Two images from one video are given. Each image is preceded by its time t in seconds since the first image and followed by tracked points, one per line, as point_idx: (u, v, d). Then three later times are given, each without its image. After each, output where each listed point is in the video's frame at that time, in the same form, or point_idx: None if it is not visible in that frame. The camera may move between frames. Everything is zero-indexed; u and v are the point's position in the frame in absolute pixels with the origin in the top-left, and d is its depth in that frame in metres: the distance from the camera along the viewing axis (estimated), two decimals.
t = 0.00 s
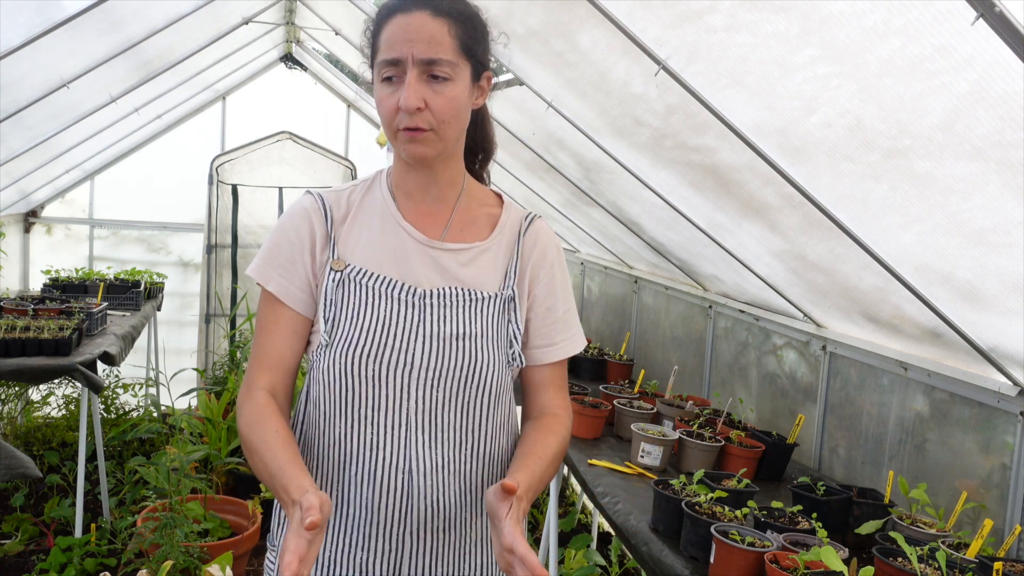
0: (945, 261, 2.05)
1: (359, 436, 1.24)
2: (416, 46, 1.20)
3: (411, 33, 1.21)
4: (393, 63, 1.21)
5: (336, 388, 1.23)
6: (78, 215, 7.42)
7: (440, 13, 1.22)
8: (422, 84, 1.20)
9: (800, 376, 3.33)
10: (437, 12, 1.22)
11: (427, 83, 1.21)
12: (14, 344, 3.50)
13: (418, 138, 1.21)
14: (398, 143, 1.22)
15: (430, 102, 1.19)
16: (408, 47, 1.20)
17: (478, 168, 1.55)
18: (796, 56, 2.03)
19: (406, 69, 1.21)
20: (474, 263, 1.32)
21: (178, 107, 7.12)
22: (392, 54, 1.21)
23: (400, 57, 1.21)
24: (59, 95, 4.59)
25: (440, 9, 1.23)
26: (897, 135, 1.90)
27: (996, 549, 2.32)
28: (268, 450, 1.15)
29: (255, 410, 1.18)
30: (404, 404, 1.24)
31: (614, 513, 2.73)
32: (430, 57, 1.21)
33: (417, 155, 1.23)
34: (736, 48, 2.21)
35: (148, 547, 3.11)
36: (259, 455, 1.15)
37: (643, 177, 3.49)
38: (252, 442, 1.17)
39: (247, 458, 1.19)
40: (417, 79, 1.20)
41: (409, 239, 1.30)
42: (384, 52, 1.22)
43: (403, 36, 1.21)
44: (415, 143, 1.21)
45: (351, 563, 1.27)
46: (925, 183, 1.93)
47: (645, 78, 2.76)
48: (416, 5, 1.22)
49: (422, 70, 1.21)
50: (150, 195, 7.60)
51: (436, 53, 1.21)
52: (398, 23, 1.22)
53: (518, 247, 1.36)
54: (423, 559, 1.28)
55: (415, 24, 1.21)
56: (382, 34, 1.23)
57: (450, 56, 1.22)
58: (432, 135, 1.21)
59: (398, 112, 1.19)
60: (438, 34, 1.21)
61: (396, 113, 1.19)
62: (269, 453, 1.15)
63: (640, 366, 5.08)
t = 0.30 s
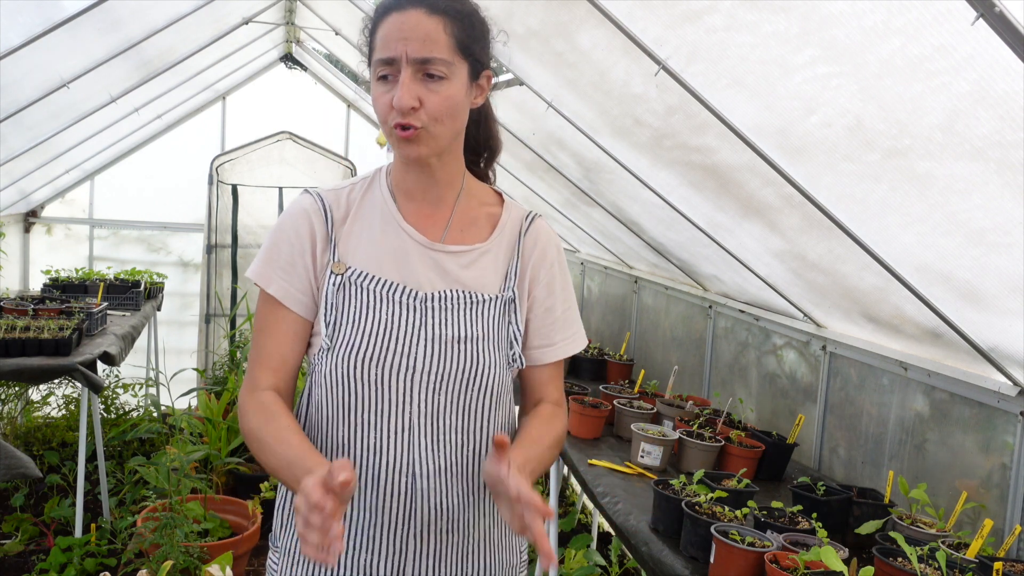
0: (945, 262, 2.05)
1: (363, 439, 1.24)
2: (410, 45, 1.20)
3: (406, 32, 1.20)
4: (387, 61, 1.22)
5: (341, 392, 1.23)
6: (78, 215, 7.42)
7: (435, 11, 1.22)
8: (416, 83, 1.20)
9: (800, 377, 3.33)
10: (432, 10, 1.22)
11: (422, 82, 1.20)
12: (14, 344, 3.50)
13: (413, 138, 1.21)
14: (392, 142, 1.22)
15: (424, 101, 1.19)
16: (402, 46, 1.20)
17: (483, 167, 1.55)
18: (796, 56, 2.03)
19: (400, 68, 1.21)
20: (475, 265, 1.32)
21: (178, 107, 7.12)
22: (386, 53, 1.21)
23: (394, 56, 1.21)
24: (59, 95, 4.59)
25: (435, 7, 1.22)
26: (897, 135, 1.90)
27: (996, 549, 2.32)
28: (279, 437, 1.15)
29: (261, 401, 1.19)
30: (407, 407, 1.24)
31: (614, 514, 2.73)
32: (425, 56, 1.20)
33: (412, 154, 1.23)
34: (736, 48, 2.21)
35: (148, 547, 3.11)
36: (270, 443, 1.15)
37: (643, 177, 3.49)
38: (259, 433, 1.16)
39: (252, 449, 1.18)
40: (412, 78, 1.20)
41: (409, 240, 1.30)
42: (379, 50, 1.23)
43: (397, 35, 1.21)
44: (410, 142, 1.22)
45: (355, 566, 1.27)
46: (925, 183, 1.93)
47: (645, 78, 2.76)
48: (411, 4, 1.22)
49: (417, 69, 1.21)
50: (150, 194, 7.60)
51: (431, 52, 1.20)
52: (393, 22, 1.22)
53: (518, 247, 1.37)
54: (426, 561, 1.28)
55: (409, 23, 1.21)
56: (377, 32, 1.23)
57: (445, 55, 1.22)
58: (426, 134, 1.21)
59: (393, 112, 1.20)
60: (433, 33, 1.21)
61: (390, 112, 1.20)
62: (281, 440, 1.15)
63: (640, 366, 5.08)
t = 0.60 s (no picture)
0: (945, 262, 2.05)
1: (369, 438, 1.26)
2: (425, 57, 1.20)
3: (421, 44, 1.20)
4: (399, 71, 1.21)
5: (348, 393, 1.25)
6: (78, 215, 7.42)
7: (450, 22, 1.22)
8: (430, 96, 1.20)
9: (800, 377, 3.33)
10: (447, 22, 1.22)
11: (435, 94, 1.21)
12: (14, 344, 3.49)
13: (425, 150, 1.22)
14: (403, 152, 1.23)
15: (438, 114, 1.20)
16: (417, 58, 1.20)
17: (474, 160, 1.55)
18: (796, 56, 2.03)
19: (414, 79, 1.20)
20: (476, 264, 1.34)
21: (178, 107, 7.12)
22: (400, 63, 1.21)
23: (408, 67, 1.20)
24: (59, 95, 4.59)
25: (451, 18, 1.22)
26: (897, 135, 1.90)
27: (996, 549, 2.32)
28: (298, 424, 1.19)
29: (274, 395, 1.21)
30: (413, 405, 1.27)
31: (614, 513, 2.73)
32: (440, 69, 1.21)
33: (422, 166, 1.24)
34: (736, 48, 2.21)
35: (148, 546, 3.11)
36: (290, 432, 1.20)
37: (643, 177, 3.49)
38: (276, 425, 1.20)
39: (272, 444, 1.24)
40: (426, 91, 1.20)
41: (411, 241, 1.30)
42: (391, 60, 1.21)
43: (412, 47, 1.20)
44: (421, 154, 1.22)
45: (360, 570, 1.26)
46: (925, 183, 1.93)
47: (645, 78, 2.76)
48: (427, 14, 1.21)
49: (430, 81, 1.21)
50: (150, 195, 7.60)
51: (446, 65, 1.21)
52: (405, 31, 1.21)
53: (518, 243, 1.39)
54: (431, 562, 1.28)
55: (425, 34, 1.20)
56: (388, 40, 1.22)
57: (458, 68, 1.22)
58: (438, 147, 1.23)
59: (406, 124, 1.20)
60: (448, 45, 1.21)
61: (403, 124, 1.20)
62: (302, 426, 1.19)
63: (640, 366, 5.09)
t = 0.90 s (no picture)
0: (945, 262, 2.05)
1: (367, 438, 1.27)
2: (487, 79, 1.22)
3: (484, 64, 1.22)
4: (458, 89, 1.20)
5: (349, 394, 1.25)
6: (78, 215, 7.42)
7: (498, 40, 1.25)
8: (486, 117, 1.23)
9: (800, 377, 3.33)
10: (494, 37, 1.24)
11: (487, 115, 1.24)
12: (14, 344, 3.49)
13: (468, 168, 1.25)
14: (446, 166, 1.24)
15: (490, 136, 1.24)
16: (479, 78, 1.21)
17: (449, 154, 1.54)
18: (796, 56, 2.03)
19: (472, 98, 1.22)
20: (474, 261, 1.35)
21: (178, 107, 7.12)
22: (463, 78, 1.20)
23: (469, 86, 1.21)
24: (59, 95, 4.59)
25: (500, 36, 1.25)
26: (897, 135, 1.90)
27: (996, 549, 2.32)
28: (286, 431, 1.20)
29: (267, 398, 1.22)
30: (414, 403, 1.28)
31: (614, 514, 2.73)
32: (493, 89, 1.24)
33: (457, 181, 1.27)
34: (736, 48, 2.21)
35: (148, 547, 3.11)
36: (279, 437, 1.21)
37: (643, 177, 3.49)
38: (266, 427, 1.21)
39: (266, 445, 1.24)
40: (483, 112, 1.23)
41: (411, 239, 1.31)
42: (448, 77, 1.20)
43: (473, 66, 1.20)
44: (462, 171, 1.25)
45: (363, 569, 1.26)
46: (925, 183, 1.93)
47: (645, 78, 2.76)
48: (483, 32, 1.23)
49: (483, 101, 1.24)
50: (150, 194, 7.60)
51: (496, 88, 1.25)
52: (468, 46, 1.21)
53: (514, 241, 1.41)
54: (434, 559, 1.29)
55: (484, 53, 1.22)
56: (446, 49, 1.20)
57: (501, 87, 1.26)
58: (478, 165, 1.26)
59: (461, 144, 1.22)
60: (499, 66, 1.24)
61: (457, 141, 1.22)
62: (288, 434, 1.20)
63: (640, 366, 5.08)
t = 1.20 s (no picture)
0: (945, 262, 2.05)
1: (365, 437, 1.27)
2: (493, 85, 1.23)
3: (492, 71, 1.23)
4: (465, 94, 1.21)
5: (347, 394, 1.25)
6: (78, 215, 7.42)
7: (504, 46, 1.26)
8: (489, 123, 1.25)
9: (800, 377, 3.34)
10: (499, 43, 1.25)
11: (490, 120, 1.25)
12: (14, 344, 3.49)
13: (467, 170, 1.27)
14: (446, 167, 1.25)
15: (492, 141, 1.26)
16: (486, 85, 1.22)
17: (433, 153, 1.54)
18: (796, 56, 2.03)
19: (477, 103, 1.23)
20: (468, 260, 1.36)
21: (178, 107, 7.12)
22: (471, 84, 1.21)
23: (476, 92, 1.22)
24: (59, 95, 4.59)
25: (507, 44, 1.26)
26: (897, 135, 1.90)
27: (996, 549, 2.32)
28: (283, 432, 1.20)
29: (262, 400, 1.22)
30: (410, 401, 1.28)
31: (614, 514, 2.73)
32: (498, 95, 1.25)
33: (455, 181, 1.28)
34: (736, 48, 2.22)
35: (148, 547, 3.11)
36: (275, 438, 1.21)
37: (643, 177, 3.49)
38: (263, 430, 1.21)
39: (263, 449, 1.24)
40: (488, 117, 1.24)
41: (406, 238, 1.31)
42: (456, 81, 1.20)
43: (481, 73, 1.21)
44: (461, 172, 1.26)
45: (364, 568, 1.26)
46: (925, 183, 1.93)
47: (645, 78, 2.76)
48: (491, 39, 1.23)
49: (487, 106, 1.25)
50: (150, 194, 7.60)
51: (500, 94, 1.26)
52: (477, 52, 1.21)
53: (506, 240, 1.42)
54: (435, 557, 1.29)
55: (492, 61, 1.23)
56: (455, 54, 1.20)
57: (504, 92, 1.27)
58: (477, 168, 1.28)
59: (464, 148, 1.23)
60: (504, 73, 1.25)
61: (460, 144, 1.22)
62: (285, 434, 1.20)
63: (640, 366, 5.09)
